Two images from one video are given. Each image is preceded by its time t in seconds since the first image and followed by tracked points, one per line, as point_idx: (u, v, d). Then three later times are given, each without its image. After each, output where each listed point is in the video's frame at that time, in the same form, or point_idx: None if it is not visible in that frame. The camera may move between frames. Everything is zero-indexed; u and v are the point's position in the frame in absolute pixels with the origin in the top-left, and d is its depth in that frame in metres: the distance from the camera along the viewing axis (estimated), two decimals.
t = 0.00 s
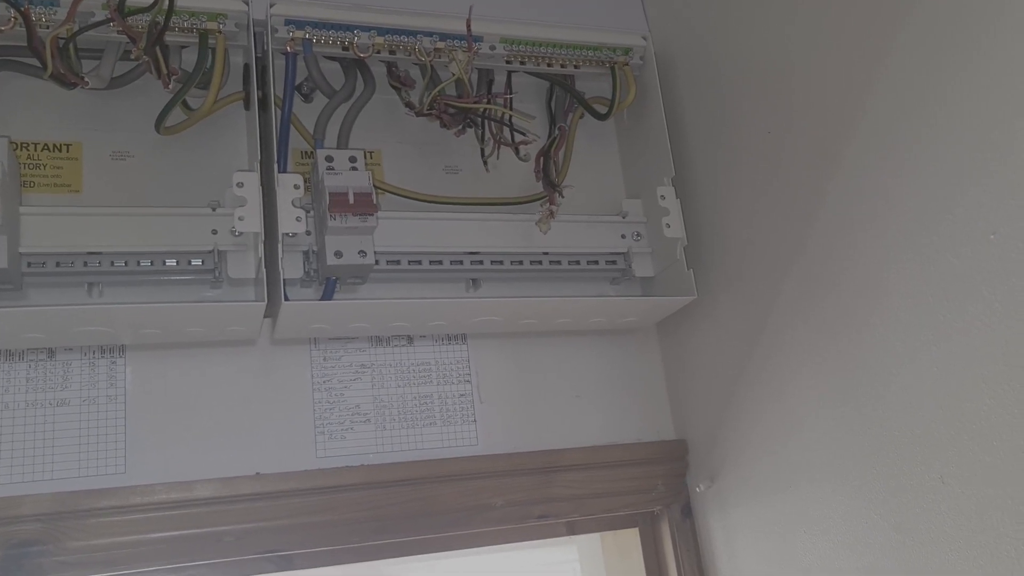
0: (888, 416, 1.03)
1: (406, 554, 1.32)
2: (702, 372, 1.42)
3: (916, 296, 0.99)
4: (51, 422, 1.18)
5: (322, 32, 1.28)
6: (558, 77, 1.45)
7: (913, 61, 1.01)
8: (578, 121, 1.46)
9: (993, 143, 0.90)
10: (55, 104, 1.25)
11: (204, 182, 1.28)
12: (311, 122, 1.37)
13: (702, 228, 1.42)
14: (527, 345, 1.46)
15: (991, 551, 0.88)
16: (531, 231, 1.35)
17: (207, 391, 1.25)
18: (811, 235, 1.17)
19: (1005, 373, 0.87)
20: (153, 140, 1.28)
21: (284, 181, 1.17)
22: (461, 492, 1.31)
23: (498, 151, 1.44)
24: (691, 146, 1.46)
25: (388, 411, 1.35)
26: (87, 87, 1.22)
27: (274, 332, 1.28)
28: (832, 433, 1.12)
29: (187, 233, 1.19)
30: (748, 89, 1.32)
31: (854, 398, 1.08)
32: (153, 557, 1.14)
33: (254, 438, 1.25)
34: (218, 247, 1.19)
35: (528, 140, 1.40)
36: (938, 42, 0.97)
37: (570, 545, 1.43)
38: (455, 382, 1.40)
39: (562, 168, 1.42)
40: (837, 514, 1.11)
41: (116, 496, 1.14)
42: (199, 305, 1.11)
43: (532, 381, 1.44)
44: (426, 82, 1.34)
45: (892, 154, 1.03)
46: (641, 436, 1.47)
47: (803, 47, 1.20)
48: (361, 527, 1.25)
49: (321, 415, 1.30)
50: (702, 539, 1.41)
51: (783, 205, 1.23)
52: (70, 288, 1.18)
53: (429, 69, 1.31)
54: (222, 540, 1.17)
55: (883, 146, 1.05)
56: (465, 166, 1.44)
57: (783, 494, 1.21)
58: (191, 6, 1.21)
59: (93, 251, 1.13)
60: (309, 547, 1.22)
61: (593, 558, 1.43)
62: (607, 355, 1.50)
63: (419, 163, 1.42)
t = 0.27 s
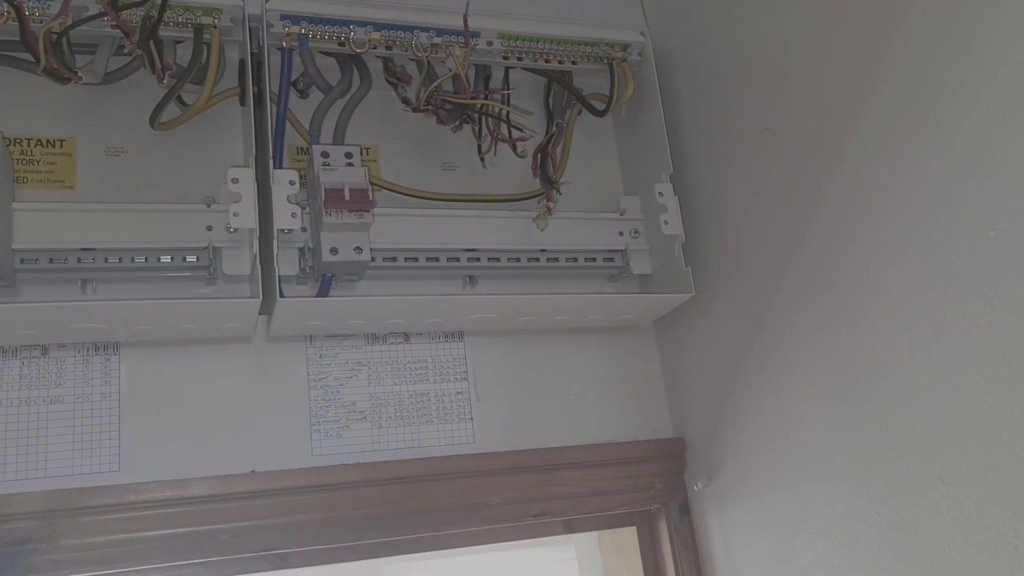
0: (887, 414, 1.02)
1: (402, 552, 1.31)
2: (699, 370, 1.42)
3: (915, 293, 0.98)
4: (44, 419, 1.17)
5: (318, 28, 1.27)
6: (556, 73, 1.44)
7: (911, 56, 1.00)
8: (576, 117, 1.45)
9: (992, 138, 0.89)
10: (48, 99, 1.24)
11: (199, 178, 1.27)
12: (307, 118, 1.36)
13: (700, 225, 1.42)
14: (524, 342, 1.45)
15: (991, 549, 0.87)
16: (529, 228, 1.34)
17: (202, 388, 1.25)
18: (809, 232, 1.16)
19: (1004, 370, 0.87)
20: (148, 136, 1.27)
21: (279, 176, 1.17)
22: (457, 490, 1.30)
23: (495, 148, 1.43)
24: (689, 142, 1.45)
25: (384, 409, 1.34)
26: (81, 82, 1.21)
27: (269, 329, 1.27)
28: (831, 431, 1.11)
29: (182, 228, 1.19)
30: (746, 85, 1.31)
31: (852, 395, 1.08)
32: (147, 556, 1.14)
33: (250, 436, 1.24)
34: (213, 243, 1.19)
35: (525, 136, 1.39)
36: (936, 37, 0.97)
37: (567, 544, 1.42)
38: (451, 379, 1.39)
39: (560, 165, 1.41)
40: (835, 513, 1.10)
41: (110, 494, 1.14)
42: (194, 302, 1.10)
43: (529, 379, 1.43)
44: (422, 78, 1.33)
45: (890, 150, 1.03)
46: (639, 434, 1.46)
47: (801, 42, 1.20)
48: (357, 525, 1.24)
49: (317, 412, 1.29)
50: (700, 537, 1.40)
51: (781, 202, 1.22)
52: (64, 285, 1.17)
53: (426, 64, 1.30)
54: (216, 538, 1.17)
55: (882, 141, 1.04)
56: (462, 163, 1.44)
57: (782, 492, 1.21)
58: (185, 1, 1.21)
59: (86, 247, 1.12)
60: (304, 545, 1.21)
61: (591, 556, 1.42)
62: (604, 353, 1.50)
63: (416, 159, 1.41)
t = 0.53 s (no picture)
0: (885, 408, 1.02)
1: (399, 548, 1.31)
2: (697, 365, 1.41)
3: (913, 286, 0.98)
4: (38, 415, 1.17)
5: (314, 21, 1.27)
6: (553, 67, 1.44)
7: (909, 48, 1.00)
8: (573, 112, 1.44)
9: (991, 130, 0.89)
10: (43, 93, 1.23)
11: (194, 172, 1.26)
12: (302, 112, 1.36)
13: (698, 219, 1.41)
14: (521, 338, 1.45)
15: (990, 543, 0.87)
16: (526, 223, 1.34)
17: (197, 383, 1.24)
18: (808, 226, 1.16)
19: (1004, 364, 0.86)
20: (143, 131, 1.26)
21: (274, 170, 1.16)
22: (454, 486, 1.30)
23: (491, 143, 1.43)
24: (686, 137, 1.44)
25: (381, 405, 1.33)
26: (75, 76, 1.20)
27: (265, 324, 1.27)
28: (829, 425, 1.11)
29: (176, 223, 1.18)
30: (744, 79, 1.31)
31: (850, 390, 1.07)
32: (142, 552, 1.13)
33: (245, 432, 1.24)
34: (208, 237, 1.18)
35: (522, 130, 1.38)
36: (935, 28, 0.96)
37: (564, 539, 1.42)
38: (448, 375, 1.39)
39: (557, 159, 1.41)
40: (833, 508, 1.10)
41: (105, 489, 1.13)
42: (188, 297, 1.10)
43: (526, 374, 1.43)
44: (418, 72, 1.32)
45: (888, 142, 1.02)
46: (637, 429, 1.46)
47: (799, 35, 1.19)
48: (354, 521, 1.24)
49: (313, 408, 1.29)
50: (698, 533, 1.40)
51: (779, 196, 1.22)
52: (58, 279, 1.17)
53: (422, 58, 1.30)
54: (212, 534, 1.16)
55: (880, 134, 1.04)
56: (459, 157, 1.43)
57: (780, 487, 1.20)
58: None
59: (80, 241, 1.11)
60: (300, 541, 1.21)
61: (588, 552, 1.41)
62: (602, 348, 1.49)
63: (412, 154, 1.41)
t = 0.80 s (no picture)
0: (879, 405, 1.01)
1: (392, 547, 1.30)
2: (692, 362, 1.40)
3: (908, 282, 0.97)
4: (27, 413, 1.16)
5: (305, 17, 1.26)
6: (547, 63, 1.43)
7: (903, 42, 0.99)
8: (567, 108, 1.44)
9: (985, 125, 0.88)
10: (31, 89, 1.22)
11: (184, 169, 1.25)
12: (294, 109, 1.35)
13: (692, 216, 1.40)
14: (515, 336, 1.44)
15: (985, 542, 0.86)
16: (519, 219, 1.33)
17: (187, 382, 1.23)
18: (803, 222, 1.15)
19: (999, 360, 0.85)
20: (132, 127, 1.25)
21: (264, 167, 1.15)
22: (447, 485, 1.29)
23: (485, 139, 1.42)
24: (681, 133, 1.44)
25: (373, 403, 1.32)
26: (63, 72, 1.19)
27: (256, 322, 1.26)
28: (823, 423, 1.10)
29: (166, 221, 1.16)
30: (739, 75, 1.30)
31: (845, 387, 1.06)
32: (132, 551, 1.12)
33: (236, 430, 1.23)
34: (199, 234, 1.17)
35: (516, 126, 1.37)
36: (929, 22, 0.95)
37: (559, 538, 1.41)
38: (441, 373, 1.38)
39: (551, 156, 1.39)
40: (828, 506, 1.09)
41: (94, 488, 1.12)
42: (178, 294, 1.09)
43: (520, 372, 1.42)
44: (411, 67, 1.31)
45: (883, 138, 1.01)
46: (632, 427, 1.45)
47: (794, 30, 1.18)
48: (346, 520, 1.23)
49: (304, 406, 1.28)
50: (693, 531, 1.39)
51: (774, 192, 1.21)
52: (46, 277, 1.16)
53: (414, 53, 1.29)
54: (202, 533, 1.15)
55: (875, 129, 1.03)
56: (452, 154, 1.42)
57: (775, 486, 1.19)
58: None
59: (68, 238, 1.11)
60: (292, 541, 1.20)
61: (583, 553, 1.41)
62: (596, 346, 1.48)
63: (405, 150, 1.40)
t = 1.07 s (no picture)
0: (873, 402, 1.00)
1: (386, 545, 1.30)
2: (687, 359, 1.40)
3: (901, 278, 0.97)
4: (20, 412, 1.15)
5: (298, 13, 1.25)
6: (542, 60, 1.42)
7: (896, 36, 0.98)
8: (562, 105, 1.43)
9: (978, 120, 0.88)
10: (23, 87, 1.22)
11: (177, 167, 1.25)
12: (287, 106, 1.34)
13: (687, 213, 1.40)
14: (510, 333, 1.44)
15: (979, 538, 0.86)
16: (513, 216, 1.32)
17: (180, 380, 1.23)
18: (797, 218, 1.15)
19: (993, 354, 0.85)
20: (125, 124, 1.25)
21: (257, 164, 1.15)
22: (442, 482, 1.29)
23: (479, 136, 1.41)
24: (676, 130, 1.43)
25: (368, 401, 1.32)
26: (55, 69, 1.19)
27: (249, 320, 1.25)
28: (818, 420, 1.10)
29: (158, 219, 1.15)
30: (733, 71, 1.30)
31: (839, 383, 1.06)
32: (125, 550, 1.12)
33: (230, 429, 1.23)
34: (191, 232, 1.16)
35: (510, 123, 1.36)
36: (922, 16, 0.95)
37: (555, 537, 1.40)
38: (436, 370, 1.38)
39: (546, 153, 1.39)
40: (822, 503, 1.09)
41: (87, 487, 1.12)
42: (170, 292, 1.08)
43: (515, 370, 1.42)
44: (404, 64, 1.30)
45: (876, 133, 1.01)
46: (627, 425, 1.45)
47: (788, 25, 1.18)
48: (340, 518, 1.23)
49: (298, 404, 1.28)
50: (688, 528, 1.39)
51: (768, 188, 1.21)
52: (39, 275, 1.16)
53: (408, 50, 1.27)
54: (195, 532, 1.15)
55: (868, 125, 1.02)
56: (446, 151, 1.42)
57: (770, 483, 1.19)
58: None
59: (59, 237, 1.10)
60: (285, 539, 1.20)
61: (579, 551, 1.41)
62: (591, 343, 1.48)
63: (399, 147, 1.39)
